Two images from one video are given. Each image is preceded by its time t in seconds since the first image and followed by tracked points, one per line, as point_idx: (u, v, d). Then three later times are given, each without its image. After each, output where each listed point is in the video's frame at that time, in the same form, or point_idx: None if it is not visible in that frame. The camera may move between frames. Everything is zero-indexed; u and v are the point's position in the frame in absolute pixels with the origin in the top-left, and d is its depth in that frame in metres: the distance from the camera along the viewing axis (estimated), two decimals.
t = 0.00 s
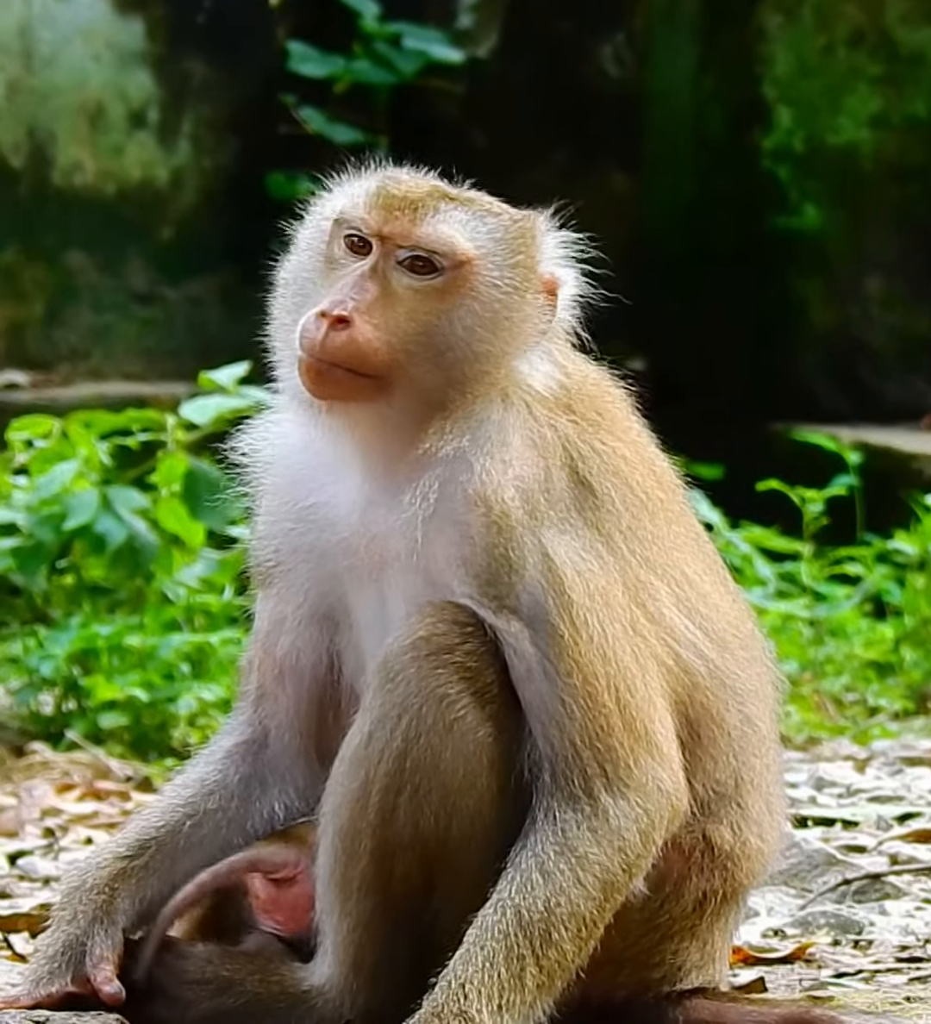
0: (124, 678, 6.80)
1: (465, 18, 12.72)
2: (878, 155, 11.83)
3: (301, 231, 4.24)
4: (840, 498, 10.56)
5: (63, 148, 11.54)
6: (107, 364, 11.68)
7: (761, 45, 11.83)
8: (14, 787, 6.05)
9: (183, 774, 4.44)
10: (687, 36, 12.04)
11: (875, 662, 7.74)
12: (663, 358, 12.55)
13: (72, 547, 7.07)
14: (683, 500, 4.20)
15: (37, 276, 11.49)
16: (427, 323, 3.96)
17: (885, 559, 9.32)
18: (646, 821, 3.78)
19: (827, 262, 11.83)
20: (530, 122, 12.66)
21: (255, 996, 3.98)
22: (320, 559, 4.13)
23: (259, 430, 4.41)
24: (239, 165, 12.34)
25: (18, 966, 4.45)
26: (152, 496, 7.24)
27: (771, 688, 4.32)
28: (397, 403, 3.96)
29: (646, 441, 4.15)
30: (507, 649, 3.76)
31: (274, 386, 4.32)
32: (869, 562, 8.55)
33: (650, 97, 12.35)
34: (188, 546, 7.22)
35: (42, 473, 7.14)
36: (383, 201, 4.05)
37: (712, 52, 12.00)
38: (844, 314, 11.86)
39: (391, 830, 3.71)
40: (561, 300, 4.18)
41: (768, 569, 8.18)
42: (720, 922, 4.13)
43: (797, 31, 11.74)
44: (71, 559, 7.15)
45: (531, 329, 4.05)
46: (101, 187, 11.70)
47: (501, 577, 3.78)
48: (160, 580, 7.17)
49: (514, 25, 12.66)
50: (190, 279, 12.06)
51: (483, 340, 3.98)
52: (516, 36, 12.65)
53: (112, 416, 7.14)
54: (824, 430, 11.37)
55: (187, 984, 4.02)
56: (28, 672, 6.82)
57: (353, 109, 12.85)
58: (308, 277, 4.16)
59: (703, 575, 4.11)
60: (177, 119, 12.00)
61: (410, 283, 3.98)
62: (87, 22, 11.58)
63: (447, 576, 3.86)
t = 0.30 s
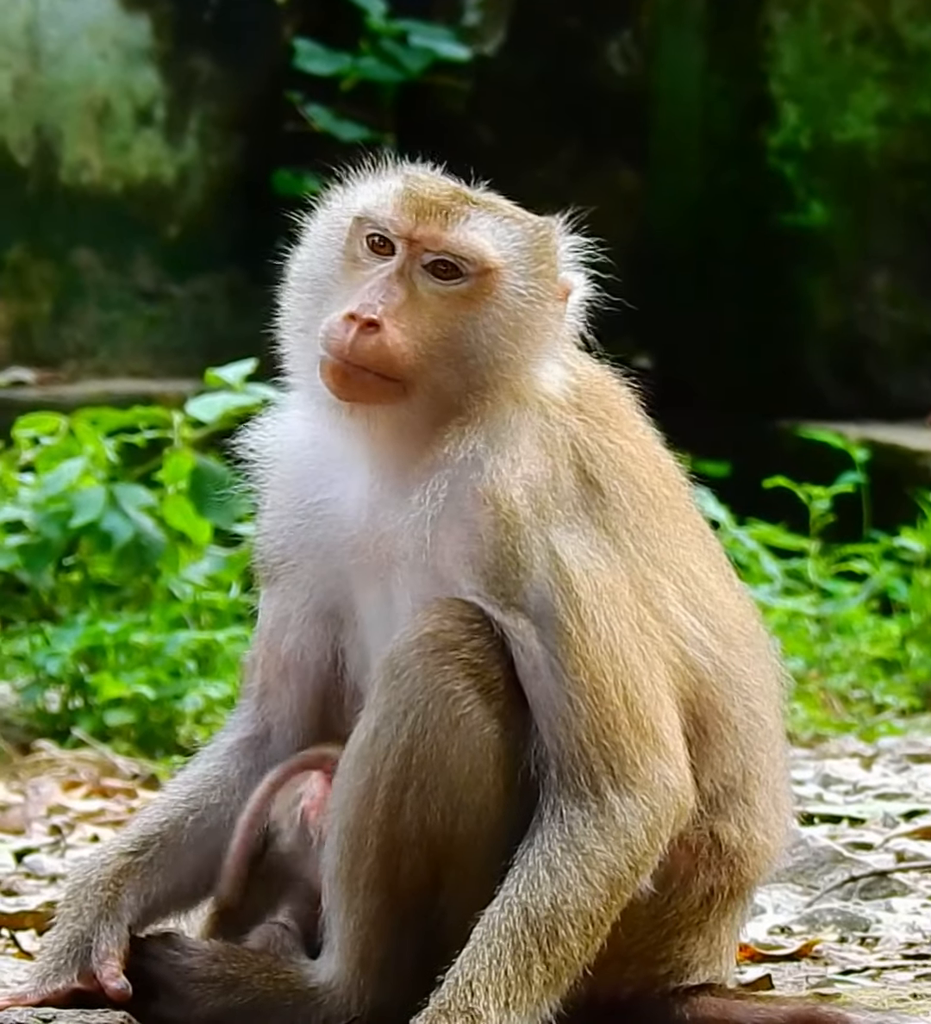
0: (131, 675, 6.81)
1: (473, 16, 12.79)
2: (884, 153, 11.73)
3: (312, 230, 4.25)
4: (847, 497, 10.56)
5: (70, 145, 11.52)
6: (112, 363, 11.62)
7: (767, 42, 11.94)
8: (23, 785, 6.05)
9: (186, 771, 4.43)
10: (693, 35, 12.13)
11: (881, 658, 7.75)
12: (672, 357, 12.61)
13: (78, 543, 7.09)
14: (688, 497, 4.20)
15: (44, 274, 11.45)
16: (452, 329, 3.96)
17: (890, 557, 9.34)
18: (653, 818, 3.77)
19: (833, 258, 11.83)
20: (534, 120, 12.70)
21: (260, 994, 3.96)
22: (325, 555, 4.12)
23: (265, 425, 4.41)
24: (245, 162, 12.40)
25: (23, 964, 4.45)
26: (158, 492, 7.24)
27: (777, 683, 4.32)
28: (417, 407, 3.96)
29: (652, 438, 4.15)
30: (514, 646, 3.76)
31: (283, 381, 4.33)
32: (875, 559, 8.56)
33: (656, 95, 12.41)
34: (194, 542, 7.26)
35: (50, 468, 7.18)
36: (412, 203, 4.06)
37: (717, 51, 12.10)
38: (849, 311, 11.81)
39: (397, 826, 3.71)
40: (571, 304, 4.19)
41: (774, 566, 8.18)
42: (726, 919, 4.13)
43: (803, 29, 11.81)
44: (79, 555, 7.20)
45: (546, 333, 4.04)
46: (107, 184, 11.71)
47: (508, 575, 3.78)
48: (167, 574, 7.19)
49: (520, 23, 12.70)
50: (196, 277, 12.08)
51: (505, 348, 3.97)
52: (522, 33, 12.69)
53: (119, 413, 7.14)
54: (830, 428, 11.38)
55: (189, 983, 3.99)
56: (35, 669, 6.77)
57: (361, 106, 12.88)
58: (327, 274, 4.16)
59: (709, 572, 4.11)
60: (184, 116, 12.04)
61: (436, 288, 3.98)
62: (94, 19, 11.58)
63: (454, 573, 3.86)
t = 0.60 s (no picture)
0: (137, 673, 6.81)
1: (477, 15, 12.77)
2: (890, 151, 11.77)
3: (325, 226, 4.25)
4: (853, 495, 10.56)
5: (75, 143, 11.59)
6: (118, 361, 11.69)
7: (773, 40, 11.93)
8: (28, 785, 6.06)
9: (193, 774, 4.41)
10: (699, 34, 12.13)
11: (888, 657, 7.74)
12: (676, 356, 12.54)
13: (84, 541, 7.08)
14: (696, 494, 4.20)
15: (49, 273, 11.52)
16: (468, 333, 3.98)
17: (896, 556, 9.34)
18: (660, 817, 3.77)
19: (839, 257, 11.85)
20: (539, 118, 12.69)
21: (266, 994, 3.96)
22: (331, 553, 4.11)
23: (274, 425, 4.40)
24: (253, 159, 12.37)
25: (29, 963, 4.46)
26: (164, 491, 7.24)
27: (785, 680, 4.32)
28: (432, 409, 3.97)
29: (659, 435, 4.15)
30: (521, 645, 3.76)
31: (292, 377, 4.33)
32: (881, 558, 8.56)
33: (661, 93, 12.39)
34: (200, 543, 7.26)
35: (56, 467, 7.18)
36: (431, 204, 4.06)
37: (723, 48, 12.08)
38: (856, 310, 11.84)
39: (403, 825, 3.70)
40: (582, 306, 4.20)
41: (780, 565, 8.16)
42: (734, 916, 4.13)
43: (809, 26, 11.80)
44: (84, 554, 7.17)
45: (559, 335, 4.04)
46: (112, 184, 11.72)
47: (516, 574, 3.78)
48: (172, 573, 7.13)
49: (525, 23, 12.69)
50: (202, 275, 12.05)
51: (521, 351, 3.98)
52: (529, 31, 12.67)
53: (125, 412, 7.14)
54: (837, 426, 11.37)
55: (193, 982, 3.99)
56: (41, 668, 6.80)
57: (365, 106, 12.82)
58: (343, 274, 4.15)
59: (717, 570, 4.11)
60: (189, 116, 12.03)
61: (452, 291, 4.00)
62: (99, 19, 11.61)
63: (462, 573, 3.86)
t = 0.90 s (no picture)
0: (143, 671, 6.79)
1: (483, 13, 13.00)
2: (896, 150, 11.73)
3: (351, 226, 4.21)
4: (858, 492, 10.58)
5: (81, 142, 11.61)
6: (125, 360, 11.69)
7: (779, 39, 11.89)
8: (35, 784, 6.06)
9: (200, 766, 4.38)
10: (705, 32, 12.11)
11: (893, 655, 7.74)
12: (683, 353, 12.60)
13: (90, 541, 7.07)
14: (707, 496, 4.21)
15: (56, 271, 11.57)
16: (504, 344, 3.95)
17: (902, 555, 9.34)
18: (670, 822, 3.76)
19: (845, 256, 11.84)
20: (544, 120, 12.87)
21: (275, 992, 3.97)
22: (342, 553, 4.11)
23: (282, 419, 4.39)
24: (258, 159, 12.39)
25: (36, 960, 4.46)
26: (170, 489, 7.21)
27: (793, 682, 4.32)
28: (464, 418, 3.93)
29: (672, 437, 4.15)
30: (533, 646, 3.76)
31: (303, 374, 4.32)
32: (887, 556, 8.57)
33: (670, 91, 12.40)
34: (206, 542, 7.24)
35: (62, 466, 7.17)
36: (470, 213, 4.00)
37: (729, 47, 12.05)
38: (862, 309, 11.83)
39: (414, 824, 3.70)
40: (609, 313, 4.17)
41: (786, 563, 8.16)
42: (742, 918, 4.13)
43: (814, 25, 11.77)
44: (90, 553, 7.16)
45: (584, 342, 4.02)
46: (119, 182, 11.76)
47: (530, 575, 3.79)
48: (178, 572, 7.18)
49: (532, 22, 12.89)
50: (207, 274, 12.05)
51: (551, 360, 3.96)
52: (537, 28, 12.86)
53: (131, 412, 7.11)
54: (842, 424, 11.36)
55: (200, 982, 4.00)
56: (48, 667, 6.81)
57: (369, 102, 13.05)
58: (377, 279, 4.09)
59: (728, 572, 4.12)
60: (196, 115, 12.04)
61: (488, 301, 3.97)
62: (105, 18, 11.63)
63: (476, 574, 3.86)
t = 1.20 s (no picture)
0: (151, 671, 6.81)
1: (492, 11, 13.02)
2: (903, 150, 11.77)
3: (379, 226, 4.20)
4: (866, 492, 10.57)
5: (88, 143, 11.53)
6: (132, 359, 11.66)
7: (788, 38, 11.82)
8: (43, 783, 6.07)
9: (221, 768, 4.40)
10: (711, 31, 12.18)
11: (901, 654, 7.76)
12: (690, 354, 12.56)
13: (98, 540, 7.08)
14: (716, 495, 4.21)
15: (63, 271, 11.46)
16: (543, 351, 3.97)
17: (910, 555, 9.36)
18: (677, 823, 3.76)
19: (853, 255, 11.81)
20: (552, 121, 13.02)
21: (284, 991, 3.97)
22: (354, 554, 4.11)
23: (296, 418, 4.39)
24: (264, 158, 12.45)
25: (44, 960, 4.47)
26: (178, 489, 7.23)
27: (802, 680, 4.32)
28: (503, 424, 3.94)
29: (681, 436, 4.15)
30: (543, 646, 3.76)
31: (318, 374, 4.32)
32: (894, 556, 8.56)
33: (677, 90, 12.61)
34: (215, 542, 7.26)
35: (70, 466, 7.19)
36: (513, 218, 4.02)
37: (737, 47, 12.05)
38: (869, 308, 11.77)
39: (424, 824, 3.70)
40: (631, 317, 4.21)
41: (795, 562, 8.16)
42: (750, 917, 4.13)
43: (824, 28, 11.73)
44: (98, 553, 7.15)
45: (611, 349, 4.04)
46: (126, 181, 11.69)
47: (543, 575, 3.79)
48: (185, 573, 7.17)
49: (539, 23, 13.00)
50: (214, 275, 12.04)
51: (582, 364, 3.98)
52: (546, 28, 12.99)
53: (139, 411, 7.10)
54: (851, 424, 11.38)
55: (208, 981, 4.00)
56: (56, 667, 6.79)
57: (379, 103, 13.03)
58: (413, 282, 4.07)
59: (738, 571, 4.12)
60: (204, 115, 12.02)
61: (528, 307, 3.99)
62: (113, 17, 11.59)
63: (487, 574, 3.86)
